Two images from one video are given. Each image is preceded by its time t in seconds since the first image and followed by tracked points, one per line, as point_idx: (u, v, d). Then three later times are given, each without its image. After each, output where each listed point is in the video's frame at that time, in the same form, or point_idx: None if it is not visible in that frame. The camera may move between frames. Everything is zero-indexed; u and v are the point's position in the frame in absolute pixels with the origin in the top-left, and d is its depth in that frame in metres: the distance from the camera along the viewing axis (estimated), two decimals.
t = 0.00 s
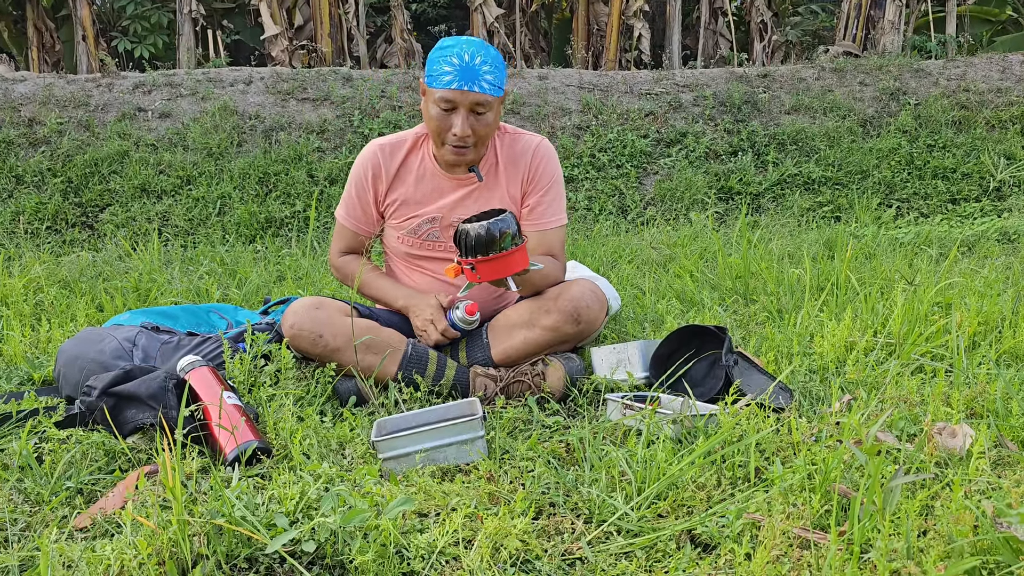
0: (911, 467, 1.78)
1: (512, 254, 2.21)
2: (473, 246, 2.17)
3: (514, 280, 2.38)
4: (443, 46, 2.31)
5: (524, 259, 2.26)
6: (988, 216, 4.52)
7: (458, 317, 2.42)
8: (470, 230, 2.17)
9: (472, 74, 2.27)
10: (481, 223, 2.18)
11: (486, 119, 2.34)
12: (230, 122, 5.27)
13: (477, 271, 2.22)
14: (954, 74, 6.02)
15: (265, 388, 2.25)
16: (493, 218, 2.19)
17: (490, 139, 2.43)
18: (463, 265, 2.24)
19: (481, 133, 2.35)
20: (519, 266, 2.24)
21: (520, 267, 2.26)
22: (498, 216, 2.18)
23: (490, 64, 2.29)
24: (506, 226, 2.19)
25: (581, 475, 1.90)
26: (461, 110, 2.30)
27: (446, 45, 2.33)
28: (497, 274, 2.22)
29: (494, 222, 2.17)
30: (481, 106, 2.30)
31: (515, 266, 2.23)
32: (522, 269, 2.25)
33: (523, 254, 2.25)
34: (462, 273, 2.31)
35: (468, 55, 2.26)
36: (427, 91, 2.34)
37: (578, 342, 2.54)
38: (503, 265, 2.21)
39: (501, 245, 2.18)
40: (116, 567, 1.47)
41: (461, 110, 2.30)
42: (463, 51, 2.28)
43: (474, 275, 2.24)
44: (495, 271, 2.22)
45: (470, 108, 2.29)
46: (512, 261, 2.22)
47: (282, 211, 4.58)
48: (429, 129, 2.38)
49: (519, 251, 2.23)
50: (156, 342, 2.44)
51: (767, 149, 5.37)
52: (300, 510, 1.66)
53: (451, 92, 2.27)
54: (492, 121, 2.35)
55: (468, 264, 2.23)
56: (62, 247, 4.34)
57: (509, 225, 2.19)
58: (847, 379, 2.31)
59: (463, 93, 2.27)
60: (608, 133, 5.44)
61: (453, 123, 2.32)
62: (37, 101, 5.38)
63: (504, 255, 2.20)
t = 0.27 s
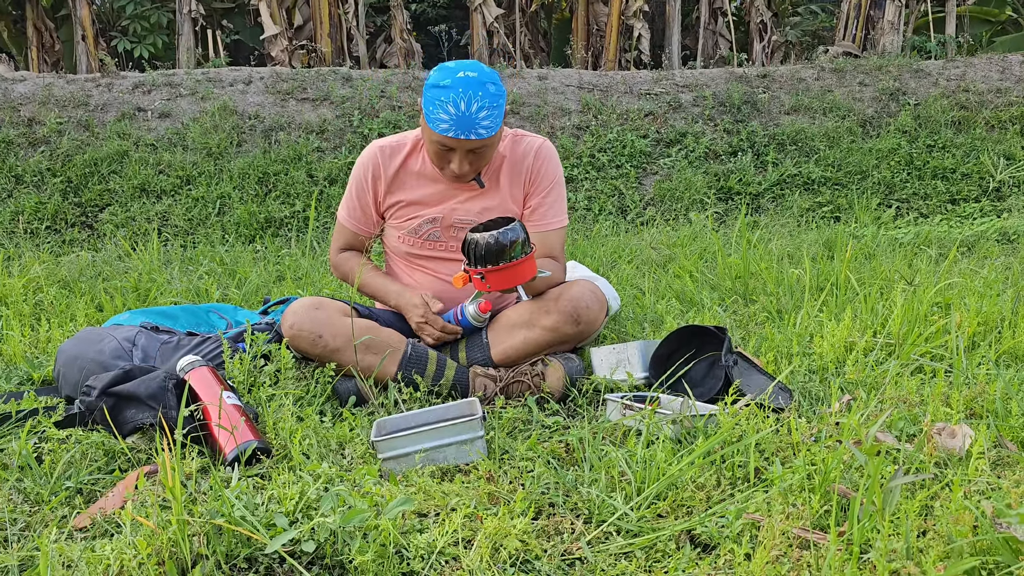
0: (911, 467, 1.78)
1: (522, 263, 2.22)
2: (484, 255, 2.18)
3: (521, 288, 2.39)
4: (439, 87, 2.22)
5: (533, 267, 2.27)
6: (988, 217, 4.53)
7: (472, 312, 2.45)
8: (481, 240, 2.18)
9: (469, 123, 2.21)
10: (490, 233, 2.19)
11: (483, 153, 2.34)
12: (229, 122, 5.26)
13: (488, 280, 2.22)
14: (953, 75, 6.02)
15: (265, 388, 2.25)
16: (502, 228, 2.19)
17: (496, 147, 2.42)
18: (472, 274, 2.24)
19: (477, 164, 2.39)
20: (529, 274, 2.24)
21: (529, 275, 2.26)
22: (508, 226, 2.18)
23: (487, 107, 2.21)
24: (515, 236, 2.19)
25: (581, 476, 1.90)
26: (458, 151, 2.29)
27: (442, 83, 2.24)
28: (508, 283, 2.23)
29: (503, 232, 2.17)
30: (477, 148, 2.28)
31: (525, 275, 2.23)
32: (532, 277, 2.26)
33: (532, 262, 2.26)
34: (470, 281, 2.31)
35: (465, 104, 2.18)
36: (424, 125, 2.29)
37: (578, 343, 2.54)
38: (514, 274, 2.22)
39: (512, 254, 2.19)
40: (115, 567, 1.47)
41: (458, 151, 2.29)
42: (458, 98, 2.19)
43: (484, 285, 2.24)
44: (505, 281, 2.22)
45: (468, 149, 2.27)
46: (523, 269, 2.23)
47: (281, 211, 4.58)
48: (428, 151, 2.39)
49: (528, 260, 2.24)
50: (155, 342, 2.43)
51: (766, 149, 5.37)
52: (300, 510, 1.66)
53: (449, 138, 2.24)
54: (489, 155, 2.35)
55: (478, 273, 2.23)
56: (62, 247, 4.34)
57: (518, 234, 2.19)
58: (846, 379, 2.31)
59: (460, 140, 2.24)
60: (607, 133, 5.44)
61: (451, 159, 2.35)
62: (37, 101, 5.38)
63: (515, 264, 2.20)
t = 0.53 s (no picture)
0: (910, 467, 1.78)
1: (521, 262, 2.22)
2: (483, 254, 2.18)
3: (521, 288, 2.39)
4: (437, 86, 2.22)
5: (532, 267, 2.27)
6: (987, 216, 4.53)
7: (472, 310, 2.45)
8: (480, 238, 2.17)
9: (464, 124, 2.20)
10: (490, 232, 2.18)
11: (479, 153, 2.33)
12: (229, 121, 5.26)
13: (487, 279, 2.23)
14: (953, 74, 6.02)
15: (264, 387, 2.24)
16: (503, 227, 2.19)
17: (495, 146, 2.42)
18: (472, 273, 2.24)
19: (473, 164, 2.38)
20: (528, 274, 2.25)
21: (528, 275, 2.27)
22: (508, 225, 2.18)
23: (483, 108, 2.21)
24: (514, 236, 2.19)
25: (580, 475, 1.90)
26: (455, 151, 2.29)
27: (439, 82, 2.23)
28: (507, 282, 2.23)
29: (503, 231, 2.17)
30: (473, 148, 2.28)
31: (524, 275, 2.24)
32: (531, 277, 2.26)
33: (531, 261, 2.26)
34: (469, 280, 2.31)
35: (460, 105, 2.18)
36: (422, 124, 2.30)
37: (578, 342, 2.54)
38: (513, 273, 2.22)
39: (512, 254, 2.19)
40: (115, 566, 1.47)
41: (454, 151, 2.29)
42: (454, 99, 2.19)
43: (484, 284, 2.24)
44: (505, 280, 2.22)
45: (463, 151, 2.28)
46: (523, 269, 2.23)
47: (281, 210, 4.58)
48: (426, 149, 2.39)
49: (528, 260, 2.24)
50: (155, 341, 2.43)
51: (766, 149, 5.37)
52: (299, 509, 1.66)
53: (444, 140, 2.24)
54: (486, 154, 2.34)
55: (477, 272, 2.23)
56: (61, 246, 4.33)
57: (518, 233, 2.19)
58: (846, 379, 2.31)
59: (456, 142, 2.24)
60: (607, 132, 5.44)
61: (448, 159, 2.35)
62: (36, 99, 5.37)
63: (515, 264, 2.20)
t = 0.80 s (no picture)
0: (910, 466, 1.78)
1: (523, 260, 2.22)
2: (485, 251, 2.18)
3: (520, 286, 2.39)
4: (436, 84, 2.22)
5: (534, 265, 2.28)
6: (987, 215, 4.53)
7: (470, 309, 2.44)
8: (483, 235, 2.17)
9: (462, 123, 2.20)
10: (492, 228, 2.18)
11: (478, 151, 2.32)
12: (228, 119, 5.25)
13: (489, 276, 2.22)
14: (953, 73, 6.02)
15: (264, 385, 2.24)
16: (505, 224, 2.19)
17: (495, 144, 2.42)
18: (473, 269, 2.24)
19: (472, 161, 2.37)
20: (529, 272, 2.25)
21: (529, 273, 2.27)
22: (510, 222, 2.18)
23: (482, 106, 2.21)
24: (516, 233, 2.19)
25: (580, 473, 1.90)
26: (453, 149, 2.29)
27: (437, 81, 2.23)
28: (508, 279, 2.23)
29: (506, 227, 2.17)
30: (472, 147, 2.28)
31: (525, 273, 2.24)
32: (531, 274, 2.27)
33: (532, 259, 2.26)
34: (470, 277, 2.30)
35: (459, 104, 2.18)
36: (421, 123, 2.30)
37: (577, 340, 2.54)
38: (514, 270, 2.22)
39: (513, 251, 2.19)
40: (114, 564, 1.46)
41: (453, 149, 2.29)
42: (453, 97, 2.19)
43: (485, 280, 2.24)
44: (506, 277, 2.22)
45: (462, 150, 2.27)
46: (524, 267, 2.24)
47: (280, 208, 4.58)
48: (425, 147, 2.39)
49: (529, 257, 2.24)
50: (154, 339, 2.43)
51: (766, 147, 5.37)
52: (299, 507, 1.66)
53: (442, 138, 2.24)
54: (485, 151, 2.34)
55: (478, 267, 2.22)
56: (61, 244, 4.33)
57: (520, 230, 2.19)
58: (846, 377, 2.31)
59: (454, 140, 2.24)
60: (607, 131, 5.44)
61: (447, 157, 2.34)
62: (35, 98, 5.36)
63: (517, 261, 2.20)
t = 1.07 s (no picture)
0: (909, 465, 1.78)
1: (523, 258, 2.23)
2: (485, 249, 2.18)
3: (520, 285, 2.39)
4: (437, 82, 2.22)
5: (534, 264, 2.28)
6: (986, 215, 4.53)
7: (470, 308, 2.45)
8: (483, 233, 2.17)
9: (463, 121, 2.20)
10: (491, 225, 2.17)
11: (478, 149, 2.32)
12: (228, 118, 5.25)
13: (489, 274, 2.22)
14: (953, 73, 6.02)
15: (263, 384, 2.24)
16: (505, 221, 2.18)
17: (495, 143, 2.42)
18: (473, 267, 2.24)
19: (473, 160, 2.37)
20: (529, 270, 2.26)
21: (529, 270, 2.27)
22: (510, 219, 2.18)
23: (483, 105, 2.21)
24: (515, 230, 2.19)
25: (579, 472, 1.90)
26: (454, 148, 2.28)
27: (438, 79, 2.23)
28: (508, 277, 2.23)
29: (505, 225, 2.17)
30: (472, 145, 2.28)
31: (524, 271, 2.24)
32: (531, 272, 2.27)
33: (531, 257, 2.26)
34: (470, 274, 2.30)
35: (460, 102, 2.18)
36: (421, 121, 2.30)
37: (577, 340, 2.54)
38: (514, 268, 2.22)
39: (513, 249, 2.19)
40: (113, 563, 1.46)
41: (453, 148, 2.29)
42: (454, 95, 2.18)
43: (485, 278, 2.24)
44: (506, 275, 2.22)
45: (462, 148, 2.27)
46: (524, 265, 2.24)
47: (280, 208, 4.58)
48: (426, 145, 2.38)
49: (529, 255, 2.24)
50: (154, 338, 2.43)
51: (766, 147, 5.37)
52: (298, 506, 1.66)
53: (443, 137, 2.24)
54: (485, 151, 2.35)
55: (478, 265, 2.22)
56: (60, 243, 4.33)
57: (520, 228, 2.19)
58: (845, 376, 2.31)
59: (455, 139, 2.24)
60: (607, 130, 5.43)
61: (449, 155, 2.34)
62: (35, 96, 5.36)
63: (516, 259, 2.21)
